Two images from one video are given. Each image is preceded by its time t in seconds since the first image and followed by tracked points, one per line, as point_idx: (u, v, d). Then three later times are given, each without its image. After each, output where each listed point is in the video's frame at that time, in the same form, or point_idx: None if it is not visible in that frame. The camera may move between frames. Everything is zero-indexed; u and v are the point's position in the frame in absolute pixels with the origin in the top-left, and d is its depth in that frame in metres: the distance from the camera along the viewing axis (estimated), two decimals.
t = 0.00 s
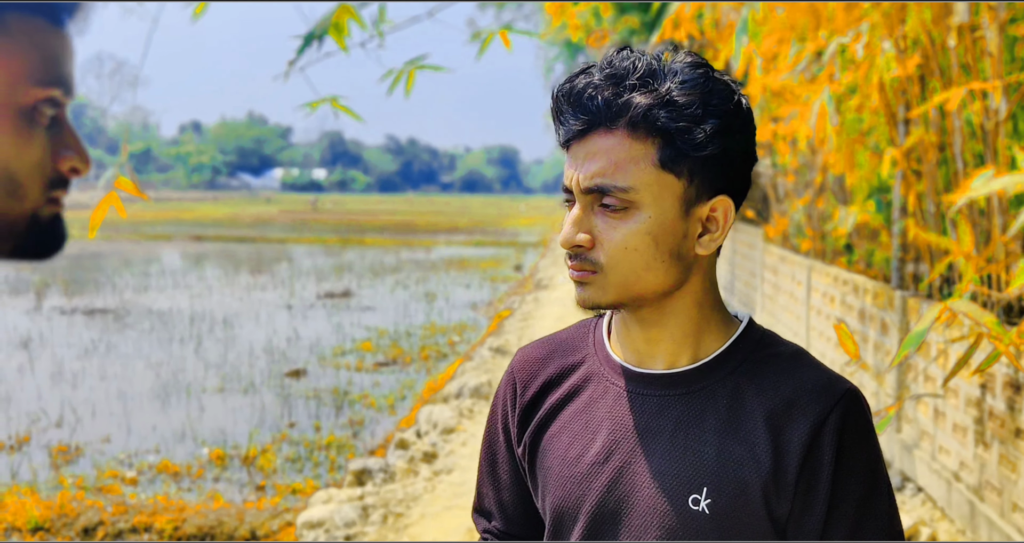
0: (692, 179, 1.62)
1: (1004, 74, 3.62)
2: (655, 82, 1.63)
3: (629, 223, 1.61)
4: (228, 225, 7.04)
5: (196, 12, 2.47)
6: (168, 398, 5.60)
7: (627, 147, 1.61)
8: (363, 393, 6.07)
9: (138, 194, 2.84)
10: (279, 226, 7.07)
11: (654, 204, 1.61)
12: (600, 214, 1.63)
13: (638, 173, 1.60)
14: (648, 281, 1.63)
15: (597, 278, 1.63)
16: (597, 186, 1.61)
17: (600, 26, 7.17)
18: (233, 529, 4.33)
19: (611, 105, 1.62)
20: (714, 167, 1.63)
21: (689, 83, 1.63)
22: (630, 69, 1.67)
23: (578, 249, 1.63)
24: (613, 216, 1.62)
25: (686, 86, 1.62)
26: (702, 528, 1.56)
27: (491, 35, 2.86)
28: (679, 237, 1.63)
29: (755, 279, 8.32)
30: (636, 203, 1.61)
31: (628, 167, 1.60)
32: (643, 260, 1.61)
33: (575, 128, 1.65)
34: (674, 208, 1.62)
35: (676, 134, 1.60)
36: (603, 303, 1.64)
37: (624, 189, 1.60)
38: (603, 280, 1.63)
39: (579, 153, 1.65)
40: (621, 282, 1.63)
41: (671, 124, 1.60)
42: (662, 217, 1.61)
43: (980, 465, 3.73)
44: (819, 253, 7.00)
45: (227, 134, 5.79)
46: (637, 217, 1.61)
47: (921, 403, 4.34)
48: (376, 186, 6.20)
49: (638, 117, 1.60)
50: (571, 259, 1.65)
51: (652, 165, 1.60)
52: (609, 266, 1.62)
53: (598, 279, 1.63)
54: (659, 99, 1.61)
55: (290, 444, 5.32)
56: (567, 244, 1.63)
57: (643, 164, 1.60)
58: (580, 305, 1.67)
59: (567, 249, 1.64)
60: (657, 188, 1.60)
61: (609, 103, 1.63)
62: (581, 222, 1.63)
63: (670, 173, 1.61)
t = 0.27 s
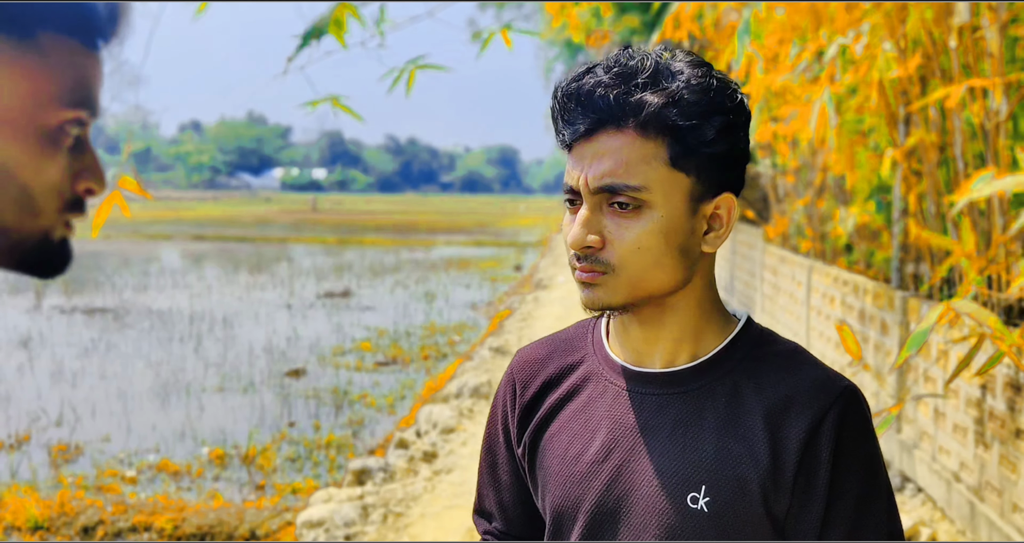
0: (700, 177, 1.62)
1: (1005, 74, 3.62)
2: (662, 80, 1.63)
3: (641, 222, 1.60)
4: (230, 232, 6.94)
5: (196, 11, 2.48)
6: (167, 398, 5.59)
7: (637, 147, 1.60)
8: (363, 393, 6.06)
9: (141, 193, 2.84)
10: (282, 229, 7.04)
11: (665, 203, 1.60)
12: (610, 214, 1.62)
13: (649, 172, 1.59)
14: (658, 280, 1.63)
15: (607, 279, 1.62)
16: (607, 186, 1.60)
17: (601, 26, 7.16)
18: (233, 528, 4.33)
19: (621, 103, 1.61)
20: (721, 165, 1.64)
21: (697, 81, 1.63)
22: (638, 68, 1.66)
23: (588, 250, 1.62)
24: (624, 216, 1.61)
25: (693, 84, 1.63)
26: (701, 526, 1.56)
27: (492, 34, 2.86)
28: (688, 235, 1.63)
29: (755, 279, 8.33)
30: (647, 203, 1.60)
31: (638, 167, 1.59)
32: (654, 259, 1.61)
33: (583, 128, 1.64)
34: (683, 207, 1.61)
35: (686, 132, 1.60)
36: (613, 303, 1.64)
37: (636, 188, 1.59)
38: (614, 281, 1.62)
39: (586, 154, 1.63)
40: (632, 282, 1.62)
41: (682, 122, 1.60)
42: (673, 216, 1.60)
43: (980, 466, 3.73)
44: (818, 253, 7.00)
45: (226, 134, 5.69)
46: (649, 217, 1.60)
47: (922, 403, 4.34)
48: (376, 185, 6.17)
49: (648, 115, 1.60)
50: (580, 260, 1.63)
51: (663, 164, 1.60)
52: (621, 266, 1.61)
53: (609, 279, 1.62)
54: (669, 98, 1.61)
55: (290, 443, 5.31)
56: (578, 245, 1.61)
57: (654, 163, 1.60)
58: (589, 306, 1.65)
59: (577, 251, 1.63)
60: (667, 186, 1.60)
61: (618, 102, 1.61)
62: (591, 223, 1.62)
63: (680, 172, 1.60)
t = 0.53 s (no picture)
0: (699, 180, 1.62)
1: (1001, 73, 3.63)
2: (661, 85, 1.62)
3: (642, 226, 1.60)
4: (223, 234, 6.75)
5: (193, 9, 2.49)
6: (164, 398, 5.59)
7: (638, 152, 1.59)
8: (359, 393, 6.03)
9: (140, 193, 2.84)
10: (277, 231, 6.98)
11: (666, 207, 1.60)
12: (610, 219, 1.61)
13: (649, 176, 1.59)
14: (659, 283, 1.63)
15: (609, 283, 1.62)
16: (607, 191, 1.60)
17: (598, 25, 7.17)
18: (230, 528, 4.33)
19: (622, 109, 1.60)
20: (720, 167, 1.65)
21: (696, 84, 1.62)
22: (638, 71, 1.65)
23: (590, 256, 1.61)
24: (625, 221, 1.61)
25: (693, 88, 1.62)
26: (696, 524, 1.56)
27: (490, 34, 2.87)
28: (688, 237, 1.63)
29: (751, 278, 8.34)
30: (648, 207, 1.60)
31: (639, 172, 1.59)
32: (656, 263, 1.61)
33: (583, 133, 1.62)
34: (682, 209, 1.61)
35: (688, 136, 1.60)
36: (614, 308, 1.64)
37: (637, 193, 1.59)
38: (616, 285, 1.62)
39: (585, 159, 1.62)
40: (634, 286, 1.63)
41: (684, 127, 1.59)
42: (674, 220, 1.60)
43: (976, 465, 3.74)
44: (815, 253, 7.01)
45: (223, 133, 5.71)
46: (650, 221, 1.60)
47: (918, 402, 4.35)
48: (372, 184, 6.14)
49: (651, 121, 1.59)
50: (581, 265, 1.63)
51: (665, 169, 1.59)
52: (622, 271, 1.61)
53: (611, 284, 1.62)
54: (670, 102, 1.60)
55: (287, 443, 5.31)
56: (579, 251, 1.61)
57: (656, 168, 1.59)
58: (590, 311, 1.65)
59: (577, 256, 1.62)
60: (668, 190, 1.60)
61: (619, 108, 1.60)
62: (592, 228, 1.61)
63: (680, 175, 1.60)
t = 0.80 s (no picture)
0: (696, 181, 1.63)
1: (996, 73, 3.64)
2: (660, 85, 1.62)
3: (640, 226, 1.60)
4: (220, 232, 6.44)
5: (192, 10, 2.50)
6: (159, 397, 5.54)
7: (636, 151, 1.59)
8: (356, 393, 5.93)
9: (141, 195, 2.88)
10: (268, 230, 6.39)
11: (664, 207, 1.60)
12: (608, 219, 1.61)
13: (648, 176, 1.59)
14: (656, 283, 1.64)
15: (606, 283, 1.62)
16: (606, 190, 1.59)
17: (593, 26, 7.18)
18: (225, 528, 4.33)
19: (621, 108, 1.60)
20: (716, 168, 1.66)
21: (694, 85, 1.63)
22: (636, 71, 1.65)
23: (587, 255, 1.61)
24: (622, 220, 1.60)
25: (691, 89, 1.62)
26: (689, 526, 1.56)
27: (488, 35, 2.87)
28: (684, 238, 1.63)
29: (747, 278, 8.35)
30: (646, 207, 1.60)
31: (637, 171, 1.59)
32: (654, 263, 1.61)
33: (581, 132, 1.62)
34: (680, 210, 1.62)
35: (686, 137, 1.60)
36: (611, 307, 1.64)
37: (636, 192, 1.59)
38: (613, 285, 1.62)
39: (583, 157, 1.62)
40: (631, 286, 1.63)
41: (683, 128, 1.60)
42: (671, 221, 1.61)
43: (971, 464, 3.75)
44: (811, 253, 7.03)
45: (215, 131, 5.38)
46: (648, 221, 1.60)
47: (914, 402, 4.36)
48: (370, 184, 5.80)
49: (650, 121, 1.59)
50: (578, 265, 1.62)
51: (663, 169, 1.59)
52: (619, 270, 1.61)
53: (608, 284, 1.62)
54: (669, 102, 1.60)
55: (282, 442, 5.29)
56: (577, 251, 1.60)
57: (654, 167, 1.59)
58: (587, 311, 1.65)
59: (575, 256, 1.61)
60: (666, 191, 1.60)
61: (618, 107, 1.60)
62: (589, 228, 1.60)
63: (678, 175, 1.61)
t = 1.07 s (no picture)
0: (697, 182, 1.63)
1: (994, 75, 3.64)
2: (663, 85, 1.62)
3: (642, 227, 1.60)
4: (226, 238, 6.11)
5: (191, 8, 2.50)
6: (158, 398, 5.33)
7: (639, 152, 1.59)
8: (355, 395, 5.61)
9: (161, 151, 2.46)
10: (270, 230, 5.96)
11: (667, 208, 1.60)
12: (610, 219, 1.62)
13: (650, 176, 1.59)
14: (658, 284, 1.64)
15: (608, 284, 1.63)
16: (608, 191, 1.60)
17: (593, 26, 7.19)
18: (224, 528, 4.41)
19: (624, 109, 1.60)
20: (718, 169, 1.66)
21: (697, 85, 1.62)
22: (639, 71, 1.64)
23: (589, 256, 1.61)
24: (624, 221, 1.61)
25: (695, 89, 1.62)
26: (687, 526, 1.56)
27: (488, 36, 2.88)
28: (686, 239, 1.64)
29: (746, 279, 8.36)
30: (648, 208, 1.60)
31: (640, 171, 1.59)
32: (655, 264, 1.62)
33: (584, 132, 1.62)
34: (681, 212, 1.62)
35: (689, 137, 1.60)
36: (612, 307, 1.64)
37: (638, 193, 1.59)
38: (614, 285, 1.63)
39: (586, 157, 1.62)
40: (632, 286, 1.63)
41: (685, 129, 1.60)
42: (673, 222, 1.61)
43: (970, 465, 3.76)
44: (809, 253, 7.04)
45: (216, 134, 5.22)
46: (650, 222, 1.60)
47: (912, 403, 4.37)
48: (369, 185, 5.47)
49: (653, 121, 1.59)
50: (579, 265, 1.63)
51: (666, 169, 1.60)
52: (621, 271, 1.62)
53: (609, 284, 1.63)
54: (672, 103, 1.60)
55: (281, 443, 5.25)
56: (579, 250, 1.61)
57: (657, 168, 1.59)
58: (588, 310, 1.65)
59: (577, 256, 1.62)
60: (668, 192, 1.60)
61: (621, 108, 1.60)
62: (592, 228, 1.61)
63: (680, 176, 1.61)
